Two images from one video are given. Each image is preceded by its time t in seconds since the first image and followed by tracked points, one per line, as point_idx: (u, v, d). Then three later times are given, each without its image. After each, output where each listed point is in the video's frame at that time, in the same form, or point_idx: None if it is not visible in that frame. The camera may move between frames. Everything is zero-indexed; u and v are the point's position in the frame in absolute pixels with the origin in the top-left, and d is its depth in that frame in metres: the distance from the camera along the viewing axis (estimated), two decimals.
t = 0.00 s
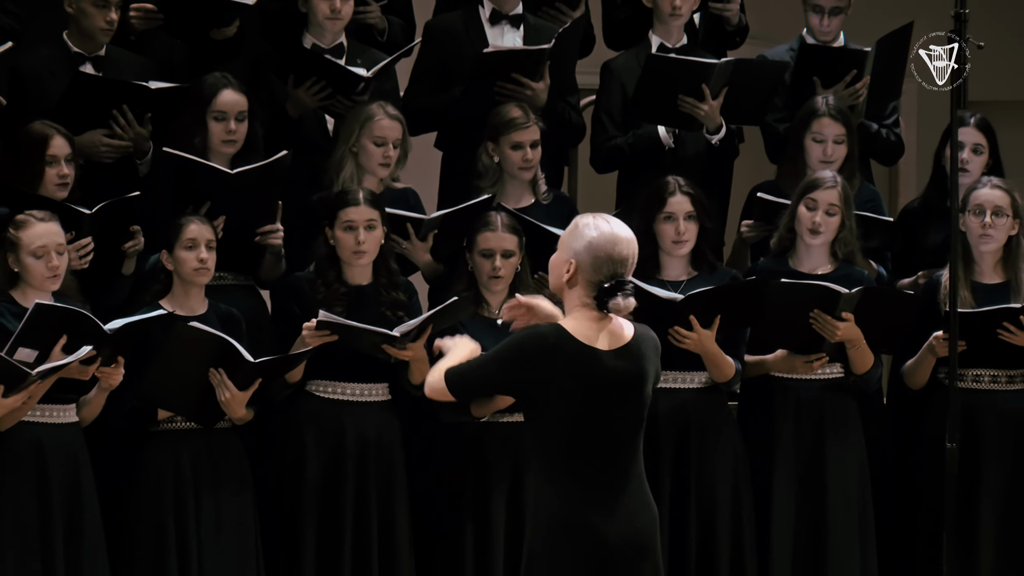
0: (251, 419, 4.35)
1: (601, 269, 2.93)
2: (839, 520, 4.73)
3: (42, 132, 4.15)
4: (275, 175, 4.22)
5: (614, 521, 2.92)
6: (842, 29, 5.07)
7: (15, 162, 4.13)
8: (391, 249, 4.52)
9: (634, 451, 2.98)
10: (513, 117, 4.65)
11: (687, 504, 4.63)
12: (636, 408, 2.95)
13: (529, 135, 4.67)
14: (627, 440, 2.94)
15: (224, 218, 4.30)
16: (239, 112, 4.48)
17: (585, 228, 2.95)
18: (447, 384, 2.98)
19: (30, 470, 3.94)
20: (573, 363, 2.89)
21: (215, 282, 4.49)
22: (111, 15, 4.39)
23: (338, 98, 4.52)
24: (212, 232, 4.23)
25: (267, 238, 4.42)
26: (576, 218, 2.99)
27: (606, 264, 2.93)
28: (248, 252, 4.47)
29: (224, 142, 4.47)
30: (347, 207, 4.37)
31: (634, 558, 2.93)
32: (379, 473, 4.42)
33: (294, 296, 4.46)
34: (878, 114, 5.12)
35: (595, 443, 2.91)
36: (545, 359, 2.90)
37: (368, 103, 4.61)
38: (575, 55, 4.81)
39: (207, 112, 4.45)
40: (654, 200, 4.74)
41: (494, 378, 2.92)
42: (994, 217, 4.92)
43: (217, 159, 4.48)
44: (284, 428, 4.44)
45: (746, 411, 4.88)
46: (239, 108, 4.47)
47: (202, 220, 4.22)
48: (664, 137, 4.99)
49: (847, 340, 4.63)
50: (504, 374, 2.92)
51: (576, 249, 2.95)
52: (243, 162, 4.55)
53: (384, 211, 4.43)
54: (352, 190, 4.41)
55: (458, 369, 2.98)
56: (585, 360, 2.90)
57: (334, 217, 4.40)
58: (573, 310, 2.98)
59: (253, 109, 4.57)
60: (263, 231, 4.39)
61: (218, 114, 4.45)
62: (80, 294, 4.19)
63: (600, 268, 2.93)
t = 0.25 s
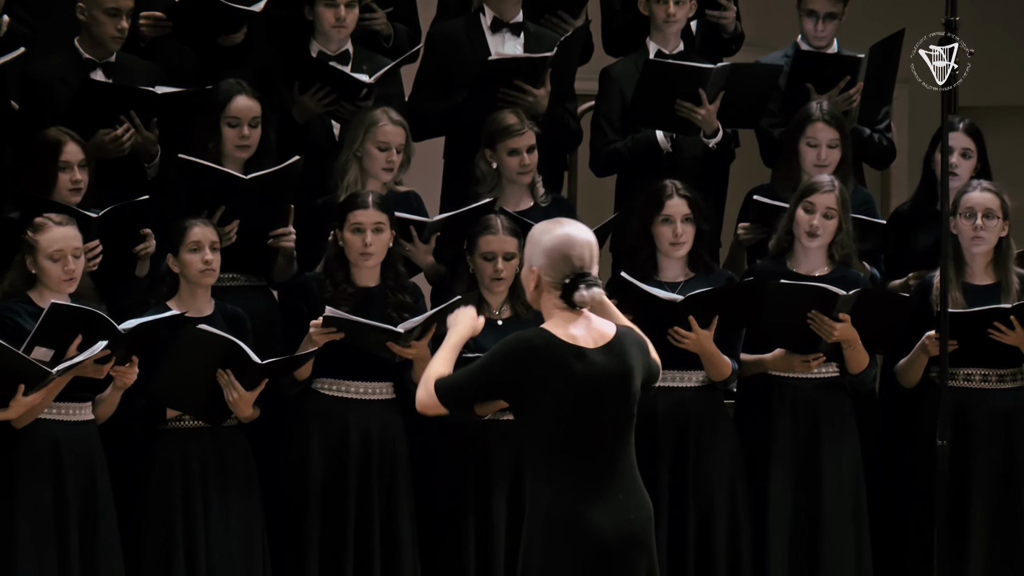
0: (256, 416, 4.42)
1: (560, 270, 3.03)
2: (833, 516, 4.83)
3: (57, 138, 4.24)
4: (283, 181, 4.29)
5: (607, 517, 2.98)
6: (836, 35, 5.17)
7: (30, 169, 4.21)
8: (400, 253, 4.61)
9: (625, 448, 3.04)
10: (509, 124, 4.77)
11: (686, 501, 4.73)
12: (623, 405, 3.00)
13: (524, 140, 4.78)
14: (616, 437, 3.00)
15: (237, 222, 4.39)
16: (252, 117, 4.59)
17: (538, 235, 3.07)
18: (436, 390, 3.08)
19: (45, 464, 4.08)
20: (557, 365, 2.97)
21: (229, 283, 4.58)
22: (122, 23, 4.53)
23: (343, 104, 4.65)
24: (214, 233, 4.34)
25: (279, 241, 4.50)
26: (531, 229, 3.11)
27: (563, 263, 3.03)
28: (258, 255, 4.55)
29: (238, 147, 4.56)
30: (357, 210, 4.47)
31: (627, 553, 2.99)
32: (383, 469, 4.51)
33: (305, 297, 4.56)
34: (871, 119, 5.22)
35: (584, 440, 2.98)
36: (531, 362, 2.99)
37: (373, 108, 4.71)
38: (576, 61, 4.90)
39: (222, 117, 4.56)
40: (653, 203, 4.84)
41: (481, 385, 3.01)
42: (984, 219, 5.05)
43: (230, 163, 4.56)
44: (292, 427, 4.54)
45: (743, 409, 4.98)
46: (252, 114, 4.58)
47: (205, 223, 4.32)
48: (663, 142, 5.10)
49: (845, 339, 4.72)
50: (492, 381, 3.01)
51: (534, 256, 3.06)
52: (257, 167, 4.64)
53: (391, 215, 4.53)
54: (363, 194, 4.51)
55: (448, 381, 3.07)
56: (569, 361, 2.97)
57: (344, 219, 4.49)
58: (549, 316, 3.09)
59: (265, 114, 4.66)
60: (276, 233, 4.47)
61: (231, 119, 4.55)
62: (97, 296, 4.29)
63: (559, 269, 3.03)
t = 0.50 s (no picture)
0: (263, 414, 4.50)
1: (524, 280, 3.11)
2: (827, 513, 4.93)
3: (71, 143, 4.34)
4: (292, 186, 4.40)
5: (603, 513, 3.07)
6: (830, 41, 5.27)
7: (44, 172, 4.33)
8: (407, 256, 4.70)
9: (618, 445, 3.13)
10: (506, 129, 4.89)
11: (682, 496, 4.83)
12: (612, 403, 3.10)
13: (521, 144, 4.90)
14: (609, 435, 3.09)
15: (250, 227, 4.52)
16: (266, 122, 4.70)
17: (494, 253, 3.14)
18: (466, 445, 3.11)
19: (61, 460, 4.18)
20: (546, 371, 3.06)
21: (240, 283, 4.67)
22: (128, 28, 4.64)
23: (348, 109, 4.75)
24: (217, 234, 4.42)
25: (292, 243, 4.59)
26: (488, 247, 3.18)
27: (525, 273, 3.10)
28: (267, 258, 4.64)
29: (252, 151, 4.68)
30: (364, 211, 4.60)
31: (625, 545, 3.08)
32: (386, 465, 4.61)
33: (312, 295, 4.67)
34: (863, 123, 5.31)
35: (577, 441, 3.06)
36: (522, 370, 3.08)
37: (376, 112, 4.80)
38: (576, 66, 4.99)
39: (237, 121, 4.67)
40: (650, 206, 4.94)
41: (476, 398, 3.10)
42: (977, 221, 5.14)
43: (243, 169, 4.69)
44: (297, 425, 4.63)
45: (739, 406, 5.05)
46: (266, 119, 4.69)
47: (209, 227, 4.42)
48: (660, 146, 5.22)
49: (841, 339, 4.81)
50: (486, 392, 3.10)
51: (497, 272, 3.14)
52: (271, 171, 4.74)
53: (396, 217, 4.64)
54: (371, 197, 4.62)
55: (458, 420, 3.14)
56: (558, 366, 3.07)
57: (352, 220, 4.62)
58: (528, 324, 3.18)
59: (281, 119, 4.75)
60: (288, 236, 4.57)
61: (246, 124, 4.67)
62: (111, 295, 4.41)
63: (522, 280, 3.11)
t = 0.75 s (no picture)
0: (268, 411, 4.59)
1: (520, 284, 3.20)
2: (822, 509, 5.03)
3: (82, 147, 4.46)
4: (299, 188, 4.49)
5: (603, 508, 3.16)
6: (824, 48, 5.38)
7: (57, 175, 4.42)
8: (411, 258, 4.80)
9: (616, 442, 3.23)
10: (500, 134, 4.98)
11: (677, 493, 4.93)
12: (610, 401, 3.20)
13: (515, 148, 4.99)
14: (607, 432, 3.20)
15: (261, 229, 4.61)
16: (279, 127, 4.77)
17: (490, 257, 3.23)
18: (482, 451, 3.20)
19: (74, 459, 4.30)
20: (547, 372, 3.16)
21: (251, 285, 4.78)
22: (132, 33, 4.73)
23: (354, 113, 4.82)
24: (220, 235, 4.51)
25: (303, 245, 4.70)
26: (484, 249, 3.27)
27: (521, 277, 3.19)
28: (276, 259, 4.76)
29: (264, 155, 4.75)
30: (370, 213, 4.69)
31: (624, 539, 3.18)
32: (389, 462, 4.71)
33: (318, 297, 4.79)
34: (856, 127, 5.40)
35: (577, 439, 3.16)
36: (523, 372, 3.17)
37: (382, 116, 4.92)
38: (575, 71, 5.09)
39: (250, 126, 4.76)
40: (648, 209, 5.04)
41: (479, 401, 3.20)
42: (971, 223, 5.23)
43: (256, 173, 4.76)
44: (302, 423, 4.74)
45: (736, 404, 5.15)
46: (279, 124, 4.77)
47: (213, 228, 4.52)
48: (660, 150, 5.32)
49: (839, 339, 4.89)
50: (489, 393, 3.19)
51: (492, 276, 3.23)
52: (283, 175, 4.81)
53: (402, 220, 4.73)
54: (377, 199, 4.72)
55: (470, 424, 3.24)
56: (558, 367, 3.16)
57: (359, 222, 4.71)
58: (524, 327, 3.27)
59: (293, 124, 4.84)
60: (299, 238, 4.68)
61: (258, 128, 4.75)
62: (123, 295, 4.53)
63: (518, 284, 3.20)
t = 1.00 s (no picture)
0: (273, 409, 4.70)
1: (529, 285, 3.28)
2: (816, 506, 5.13)
3: (93, 151, 4.57)
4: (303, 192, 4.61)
5: (601, 505, 3.25)
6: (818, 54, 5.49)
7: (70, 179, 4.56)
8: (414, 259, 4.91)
9: (614, 441, 3.34)
10: (498, 138, 5.08)
11: (673, 490, 5.03)
12: (610, 401, 3.31)
13: (513, 151, 5.08)
14: (607, 431, 3.30)
15: (268, 232, 4.71)
16: (288, 130, 4.88)
17: (502, 255, 3.31)
18: (489, 449, 3.29)
19: (85, 456, 4.42)
20: (550, 371, 3.25)
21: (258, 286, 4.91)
22: (135, 39, 4.82)
23: (359, 117, 4.96)
24: (224, 236, 4.59)
25: (310, 247, 4.88)
26: (496, 247, 3.35)
27: (531, 278, 3.28)
28: (280, 262, 4.89)
29: (274, 158, 4.86)
30: (372, 216, 4.78)
31: (622, 535, 3.28)
32: (392, 459, 4.82)
33: (323, 298, 4.90)
34: (849, 132, 5.50)
35: (578, 437, 3.26)
36: (527, 371, 3.26)
37: (388, 121, 5.04)
38: (575, 76, 5.18)
39: (260, 130, 4.86)
40: (645, 212, 5.15)
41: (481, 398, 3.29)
42: (963, 225, 5.32)
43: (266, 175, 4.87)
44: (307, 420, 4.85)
45: (732, 402, 5.27)
46: (288, 127, 4.87)
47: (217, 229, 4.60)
48: (659, 155, 5.41)
49: (834, 338, 5.00)
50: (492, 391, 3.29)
51: (503, 274, 3.31)
52: (292, 178, 4.92)
53: (405, 222, 4.82)
54: (380, 202, 4.82)
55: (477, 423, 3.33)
56: (561, 367, 3.26)
57: (362, 225, 4.81)
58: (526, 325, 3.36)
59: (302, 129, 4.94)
60: (307, 241, 4.85)
61: (269, 131, 4.85)
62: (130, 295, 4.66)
63: (528, 285, 3.28)
